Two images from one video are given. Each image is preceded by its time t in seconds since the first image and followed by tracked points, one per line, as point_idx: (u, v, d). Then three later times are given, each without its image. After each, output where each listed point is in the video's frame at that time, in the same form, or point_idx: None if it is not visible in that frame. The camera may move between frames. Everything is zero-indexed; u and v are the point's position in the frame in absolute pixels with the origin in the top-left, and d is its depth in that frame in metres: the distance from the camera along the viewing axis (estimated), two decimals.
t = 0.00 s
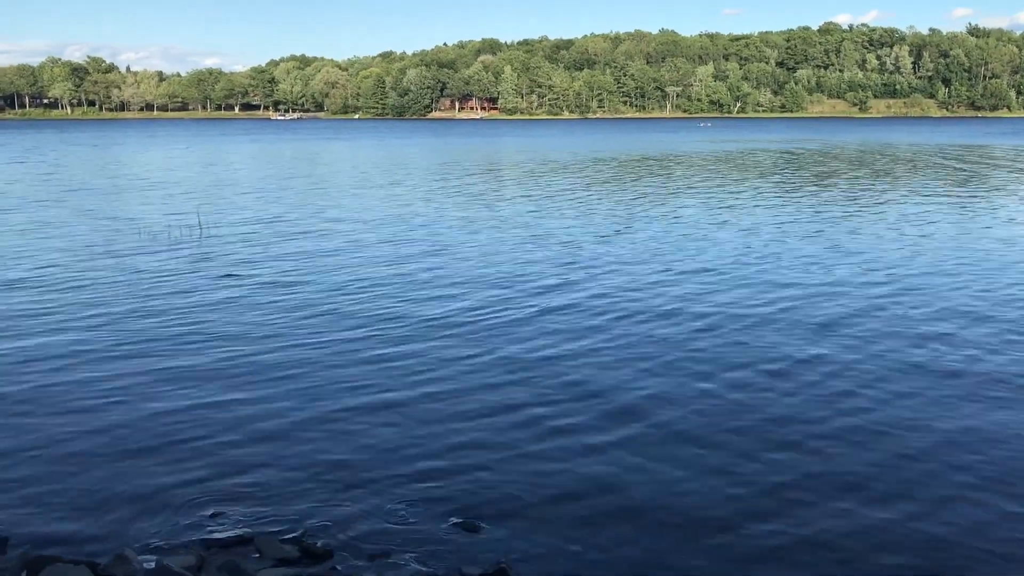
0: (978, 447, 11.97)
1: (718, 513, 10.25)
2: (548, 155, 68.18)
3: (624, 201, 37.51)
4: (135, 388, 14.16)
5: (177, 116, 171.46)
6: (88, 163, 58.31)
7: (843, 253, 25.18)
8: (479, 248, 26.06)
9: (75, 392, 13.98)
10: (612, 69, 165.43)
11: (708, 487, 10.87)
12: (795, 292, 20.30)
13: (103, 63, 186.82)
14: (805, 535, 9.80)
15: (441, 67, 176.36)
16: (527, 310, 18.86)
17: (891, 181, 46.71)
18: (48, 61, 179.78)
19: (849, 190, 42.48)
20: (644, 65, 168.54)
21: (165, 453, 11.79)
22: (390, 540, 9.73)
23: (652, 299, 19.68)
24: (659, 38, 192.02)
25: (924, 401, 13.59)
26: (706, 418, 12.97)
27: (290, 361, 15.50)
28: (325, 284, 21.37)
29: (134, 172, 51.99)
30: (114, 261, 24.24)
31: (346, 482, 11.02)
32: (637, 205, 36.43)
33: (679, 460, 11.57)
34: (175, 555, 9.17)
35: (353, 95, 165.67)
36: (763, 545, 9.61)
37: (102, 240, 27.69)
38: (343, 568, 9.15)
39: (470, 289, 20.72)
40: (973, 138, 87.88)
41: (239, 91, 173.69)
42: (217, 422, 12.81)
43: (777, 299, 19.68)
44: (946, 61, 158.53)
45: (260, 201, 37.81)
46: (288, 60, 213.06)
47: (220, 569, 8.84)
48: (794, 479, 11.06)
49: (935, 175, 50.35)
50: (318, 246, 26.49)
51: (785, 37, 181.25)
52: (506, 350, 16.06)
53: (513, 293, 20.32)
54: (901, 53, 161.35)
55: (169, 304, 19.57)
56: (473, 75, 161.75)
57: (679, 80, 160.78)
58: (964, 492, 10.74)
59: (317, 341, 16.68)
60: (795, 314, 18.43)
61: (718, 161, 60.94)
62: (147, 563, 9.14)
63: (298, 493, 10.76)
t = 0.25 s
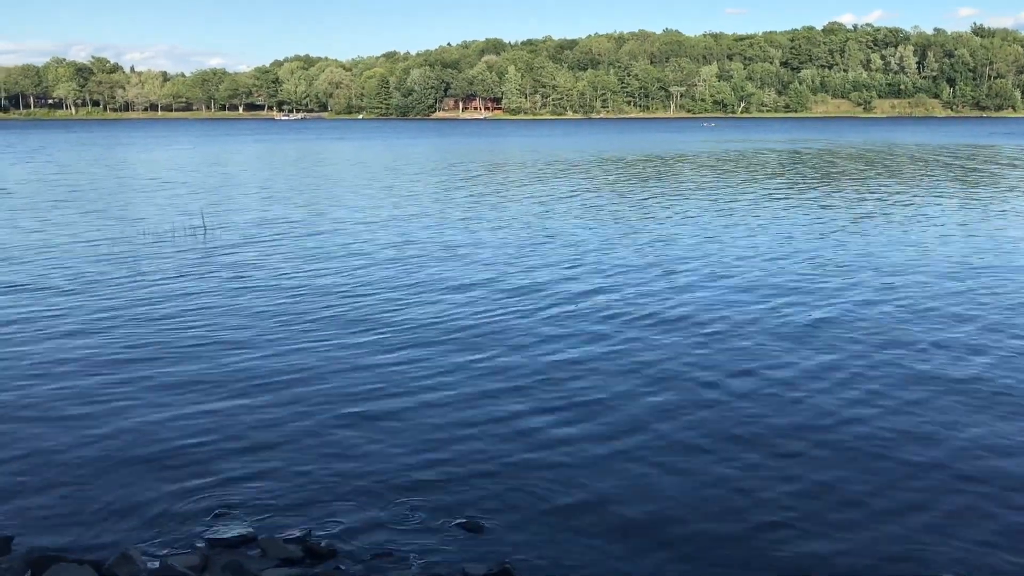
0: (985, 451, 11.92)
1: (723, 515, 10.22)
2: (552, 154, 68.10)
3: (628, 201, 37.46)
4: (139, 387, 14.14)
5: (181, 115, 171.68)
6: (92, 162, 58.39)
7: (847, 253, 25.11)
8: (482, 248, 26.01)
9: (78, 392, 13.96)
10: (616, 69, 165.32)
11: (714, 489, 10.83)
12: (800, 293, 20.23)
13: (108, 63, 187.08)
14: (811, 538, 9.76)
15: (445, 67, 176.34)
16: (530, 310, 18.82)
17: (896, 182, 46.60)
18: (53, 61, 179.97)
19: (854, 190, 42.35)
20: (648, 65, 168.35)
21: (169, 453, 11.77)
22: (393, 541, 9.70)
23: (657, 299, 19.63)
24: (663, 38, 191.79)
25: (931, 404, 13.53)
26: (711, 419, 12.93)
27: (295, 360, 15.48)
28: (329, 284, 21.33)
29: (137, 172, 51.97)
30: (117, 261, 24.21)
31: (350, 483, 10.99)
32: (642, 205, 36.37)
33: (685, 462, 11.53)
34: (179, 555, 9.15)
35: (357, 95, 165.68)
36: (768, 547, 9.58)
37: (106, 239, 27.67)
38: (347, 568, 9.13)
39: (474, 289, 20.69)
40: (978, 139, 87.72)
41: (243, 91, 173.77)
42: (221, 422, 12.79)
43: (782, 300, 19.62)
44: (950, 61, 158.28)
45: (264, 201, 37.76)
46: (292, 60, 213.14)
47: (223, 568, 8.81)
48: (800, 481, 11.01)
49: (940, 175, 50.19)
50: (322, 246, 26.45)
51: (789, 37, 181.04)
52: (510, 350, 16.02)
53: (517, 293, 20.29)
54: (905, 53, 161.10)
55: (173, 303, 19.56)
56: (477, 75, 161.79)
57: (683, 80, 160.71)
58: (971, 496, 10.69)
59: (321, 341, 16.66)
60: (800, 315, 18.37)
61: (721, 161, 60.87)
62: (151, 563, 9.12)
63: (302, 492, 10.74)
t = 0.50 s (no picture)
0: (988, 450, 11.89)
1: (724, 514, 10.23)
2: (555, 155, 68.09)
3: (632, 201, 37.47)
4: (142, 388, 14.17)
5: (185, 116, 171.97)
6: (96, 163, 58.48)
7: (850, 253, 25.07)
8: (484, 248, 26.00)
9: (81, 392, 13.99)
10: (619, 70, 165.27)
11: (716, 488, 10.82)
12: (803, 293, 20.22)
13: (111, 64, 187.40)
14: (814, 537, 9.76)
15: (448, 68, 176.31)
16: (532, 309, 18.85)
17: (900, 181, 46.57)
18: (57, 61, 180.29)
19: (857, 190, 42.25)
20: (651, 65, 168.24)
21: (172, 453, 11.80)
22: (396, 541, 9.70)
23: (658, 300, 19.64)
24: (665, 38, 191.74)
25: (934, 403, 13.51)
26: (714, 419, 12.92)
27: (297, 361, 15.49)
28: (331, 284, 21.36)
29: (141, 172, 52.03)
30: (120, 261, 24.24)
31: (353, 482, 11.01)
32: (645, 204, 36.40)
33: (687, 461, 11.52)
34: (182, 554, 9.17)
35: (360, 95, 165.79)
36: (769, 546, 9.59)
37: (110, 240, 27.74)
38: (349, 568, 9.13)
39: (476, 289, 20.72)
40: (982, 138, 87.71)
41: (247, 91, 173.89)
42: (224, 422, 12.82)
43: (785, 299, 19.60)
44: (954, 61, 158.04)
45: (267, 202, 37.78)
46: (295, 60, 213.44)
47: (226, 568, 8.82)
48: (803, 481, 11.00)
49: (943, 174, 50.15)
50: (325, 246, 26.46)
51: (793, 37, 180.90)
52: (511, 350, 16.04)
53: (519, 293, 20.31)
54: (908, 53, 160.88)
55: (176, 304, 19.59)
56: (480, 76, 161.89)
57: (686, 80, 160.62)
58: (974, 495, 10.67)
59: (324, 341, 16.67)
60: (803, 314, 18.34)
61: (724, 161, 60.83)
62: (154, 563, 9.14)
63: (304, 492, 10.75)
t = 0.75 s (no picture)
0: (992, 451, 11.85)
1: (725, 513, 10.21)
2: (557, 153, 68.08)
3: (634, 200, 37.44)
4: (143, 386, 14.15)
5: (186, 114, 172.11)
6: (97, 161, 58.45)
7: (852, 252, 25.06)
8: (485, 247, 25.98)
9: (82, 390, 13.97)
10: (620, 69, 165.15)
11: (718, 488, 10.80)
12: (805, 292, 20.17)
13: (113, 62, 187.58)
14: (816, 537, 9.72)
15: (449, 66, 176.20)
16: (534, 308, 18.84)
17: (902, 181, 46.52)
18: (58, 60, 180.30)
19: (858, 190, 42.21)
20: (652, 64, 168.05)
21: (173, 452, 11.78)
22: (397, 539, 9.69)
23: (660, 298, 19.64)
24: (667, 37, 191.67)
25: (937, 403, 13.47)
26: (716, 419, 12.88)
27: (299, 359, 15.47)
28: (332, 283, 21.35)
29: (141, 171, 52.00)
30: (121, 260, 24.22)
31: (353, 480, 11.00)
32: (648, 203, 36.37)
33: (688, 460, 11.53)
34: (184, 553, 9.16)
35: (361, 94, 165.72)
36: (771, 545, 9.58)
37: (111, 238, 27.73)
38: (350, 567, 9.11)
39: (477, 288, 20.71)
40: (984, 138, 87.71)
41: (248, 90, 173.75)
42: (225, 420, 12.81)
43: (787, 299, 19.56)
44: (955, 60, 157.89)
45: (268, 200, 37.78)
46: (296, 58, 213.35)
47: (226, 566, 8.80)
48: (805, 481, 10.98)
49: (946, 174, 50.08)
50: (326, 245, 26.44)
51: (794, 36, 180.76)
52: (512, 348, 16.04)
53: (520, 291, 20.31)
54: (910, 52, 160.72)
55: (176, 302, 19.58)
56: (481, 75, 161.84)
57: (687, 79, 160.49)
58: (974, 494, 10.68)
59: (325, 340, 16.64)
60: (805, 314, 18.31)
61: (726, 160, 60.79)
62: (155, 561, 9.11)
63: (305, 491, 10.74)
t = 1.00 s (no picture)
0: (994, 450, 11.84)
1: (724, 511, 10.24)
2: (558, 152, 68.09)
3: (634, 199, 37.44)
4: (143, 385, 14.13)
5: (186, 112, 172.19)
6: (96, 159, 58.40)
7: (851, 251, 25.10)
8: (485, 245, 25.99)
9: (83, 389, 13.98)
10: (620, 67, 165.05)
11: (719, 486, 10.80)
12: (806, 291, 20.15)
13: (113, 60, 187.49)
14: (818, 536, 9.72)
15: (449, 64, 176.05)
16: (533, 306, 18.87)
17: (903, 180, 46.52)
18: (57, 57, 180.12)
19: (858, 188, 42.24)
20: (652, 62, 167.93)
21: (173, 450, 11.79)
22: (398, 537, 9.70)
23: (658, 296, 19.67)
24: (667, 36, 191.67)
25: (939, 402, 13.45)
26: (718, 417, 12.87)
27: (299, 358, 15.45)
28: (331, 281, 21.36)
29: (141, 169, 51.95)
30: (121, 258, 24.21)
31: (354, 478, 11.02)
32: (649, 202, 36.38)
33: (687, 458, 11.55)
34: (185, 551, 9.15)
35: (361, 92, 165.62)
36: (771, 542, 9.60)
37: (110, 237, 27.71)
38: (351, 564, 9.13)
39: (476, 286, 20.74)
40: (985, 137, 87.76)
41: (248, 88, 173.50)
42: (225, 418, 12.84)
43: (788, 298, 19.56)
44: (956, 59, 157.85)
45: (267, 198, 37.75)
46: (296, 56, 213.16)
47: (227, 564, 8.80)
48: (806, 479, 10.97)
49: (946, 173, 50.05)
50: (326, 243, 26.45)
51: (794, 34, 180.66)
52: (512, 347, 16.07)
53: (520, 290, 20.33)
54: (910, 51, 160.62)
55: (176, 300, 19.59)
56: (481, 73, 161.77)
57: (687, 77, 160.40)
58: (972, 491, 10.72)
59: (325, 339, 16.63)
60: (806, 313, 18.28)
61: (725, 159, 60.78)
62: (156, 559, 9.12)
63: (305, 488, 10.76)
